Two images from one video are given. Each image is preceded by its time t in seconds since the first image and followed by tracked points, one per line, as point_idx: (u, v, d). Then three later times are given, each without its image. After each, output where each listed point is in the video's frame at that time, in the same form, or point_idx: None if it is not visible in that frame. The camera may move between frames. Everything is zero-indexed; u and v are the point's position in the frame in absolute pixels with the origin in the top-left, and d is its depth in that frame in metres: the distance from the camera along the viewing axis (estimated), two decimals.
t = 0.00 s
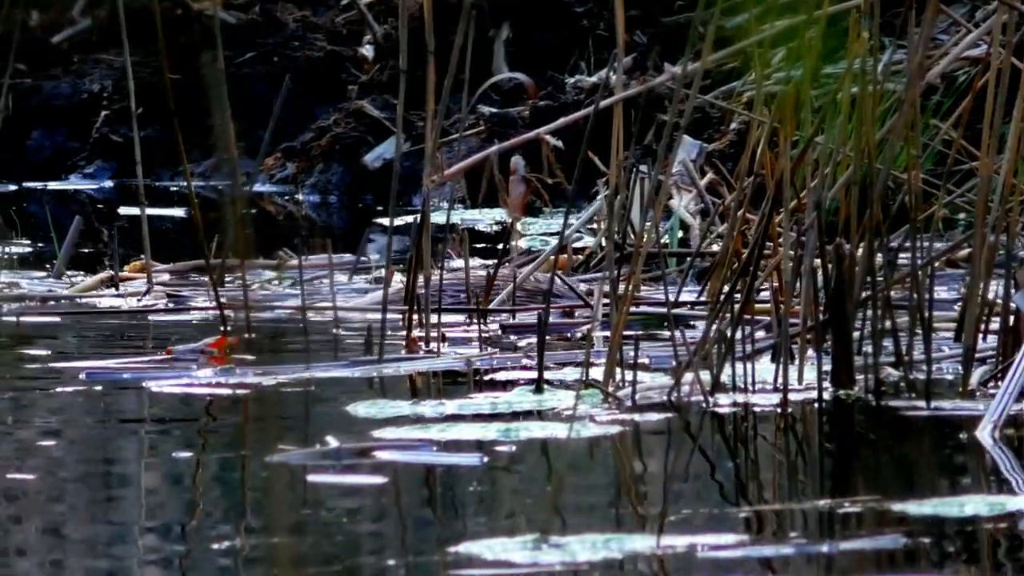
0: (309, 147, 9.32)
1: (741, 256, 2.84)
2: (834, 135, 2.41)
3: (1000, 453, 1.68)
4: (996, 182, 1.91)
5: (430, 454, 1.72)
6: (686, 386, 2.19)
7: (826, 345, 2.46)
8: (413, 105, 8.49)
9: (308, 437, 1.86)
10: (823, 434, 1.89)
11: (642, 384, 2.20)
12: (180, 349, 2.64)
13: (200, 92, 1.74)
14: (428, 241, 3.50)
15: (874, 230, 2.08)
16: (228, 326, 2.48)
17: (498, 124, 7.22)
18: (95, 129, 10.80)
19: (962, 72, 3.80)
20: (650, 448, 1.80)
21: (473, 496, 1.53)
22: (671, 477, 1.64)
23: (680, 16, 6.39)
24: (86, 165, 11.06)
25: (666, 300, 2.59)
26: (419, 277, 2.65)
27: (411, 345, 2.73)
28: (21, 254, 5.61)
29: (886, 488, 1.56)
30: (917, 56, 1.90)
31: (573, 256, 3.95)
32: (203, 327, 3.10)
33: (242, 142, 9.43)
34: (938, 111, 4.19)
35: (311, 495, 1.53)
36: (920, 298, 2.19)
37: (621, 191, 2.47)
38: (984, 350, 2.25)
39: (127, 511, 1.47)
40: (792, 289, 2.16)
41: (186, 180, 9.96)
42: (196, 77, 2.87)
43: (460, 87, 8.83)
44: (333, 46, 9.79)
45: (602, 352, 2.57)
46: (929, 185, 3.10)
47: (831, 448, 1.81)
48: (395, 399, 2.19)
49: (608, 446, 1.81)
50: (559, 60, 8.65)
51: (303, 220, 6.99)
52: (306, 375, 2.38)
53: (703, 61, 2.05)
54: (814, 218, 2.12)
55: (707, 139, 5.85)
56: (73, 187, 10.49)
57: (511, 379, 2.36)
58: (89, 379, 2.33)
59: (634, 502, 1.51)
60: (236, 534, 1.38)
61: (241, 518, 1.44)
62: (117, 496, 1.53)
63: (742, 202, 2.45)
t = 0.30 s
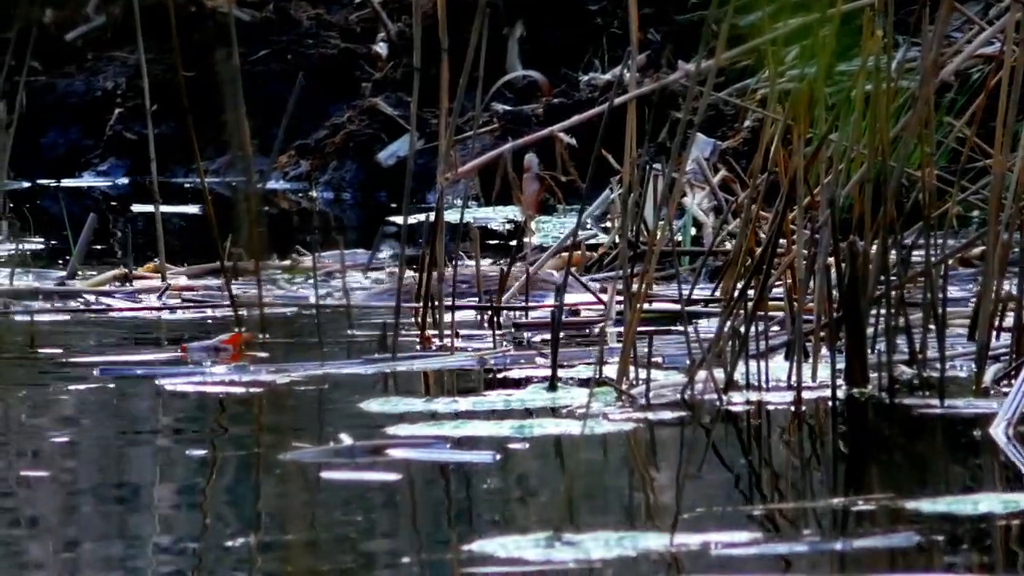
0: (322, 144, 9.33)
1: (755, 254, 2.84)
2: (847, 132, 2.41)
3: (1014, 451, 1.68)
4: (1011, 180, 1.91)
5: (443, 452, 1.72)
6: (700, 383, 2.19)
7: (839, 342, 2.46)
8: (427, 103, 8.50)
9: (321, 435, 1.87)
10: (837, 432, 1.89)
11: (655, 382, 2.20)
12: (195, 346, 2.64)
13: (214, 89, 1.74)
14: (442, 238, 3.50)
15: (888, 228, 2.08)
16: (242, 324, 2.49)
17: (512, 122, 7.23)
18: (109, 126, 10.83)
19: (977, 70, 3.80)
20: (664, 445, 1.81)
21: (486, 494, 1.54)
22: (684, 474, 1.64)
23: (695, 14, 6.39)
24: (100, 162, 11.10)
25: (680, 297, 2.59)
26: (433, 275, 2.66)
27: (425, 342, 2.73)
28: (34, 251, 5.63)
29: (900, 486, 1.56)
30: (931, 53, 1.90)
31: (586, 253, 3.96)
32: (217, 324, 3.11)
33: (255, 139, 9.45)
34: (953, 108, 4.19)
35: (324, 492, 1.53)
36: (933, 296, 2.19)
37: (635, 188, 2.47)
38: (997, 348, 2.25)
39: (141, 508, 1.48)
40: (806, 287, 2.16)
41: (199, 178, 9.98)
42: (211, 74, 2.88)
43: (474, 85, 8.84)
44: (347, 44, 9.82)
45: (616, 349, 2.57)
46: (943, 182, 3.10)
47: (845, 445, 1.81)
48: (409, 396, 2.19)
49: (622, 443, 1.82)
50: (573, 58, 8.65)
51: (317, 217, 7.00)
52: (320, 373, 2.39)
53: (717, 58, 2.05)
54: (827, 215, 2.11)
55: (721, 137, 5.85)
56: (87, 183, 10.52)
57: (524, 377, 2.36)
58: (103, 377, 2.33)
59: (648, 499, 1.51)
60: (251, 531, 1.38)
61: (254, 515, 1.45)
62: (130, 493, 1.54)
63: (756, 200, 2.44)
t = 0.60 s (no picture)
0: (335, 142, 9.35)
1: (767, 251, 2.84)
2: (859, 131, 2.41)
3: None
4: None
5: (455, 450, 1.73)
6: (712, 382, 2.19)
7: (851, 340, 2.46)
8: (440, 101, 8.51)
9: (333, 434, 1.88)
10: (849, 430, 1.89)
11: (667, 380, 2.20)
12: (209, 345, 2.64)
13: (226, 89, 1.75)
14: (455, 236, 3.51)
15: (900, 226, 2.08)
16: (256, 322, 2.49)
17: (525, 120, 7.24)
18: (122, 125, 10.85)
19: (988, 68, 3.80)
20: (676, 444, 1.81)
21: (498, 492, 1.54)
22: (696, 473, 1.65)
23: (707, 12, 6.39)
24: (112, 161, 11.11)
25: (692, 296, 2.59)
26: (445, 273, 2.67)
27: (437, 341, 2.74)
28: (47, 250, 5.65)
29: (912, 484, 1.56)
30: (943, 51, 1.90)
31: (598, 252, 3.96)
32: (229, 322, 3.12)
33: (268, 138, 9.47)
34: (965, 106, 4.19)
35: (336, 491, 1.54)
36: (946, 295, 2.19)
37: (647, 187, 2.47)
38: (1010, 346, 2.25)
39: (154, 507, 1.48)
40: (818, 285, 2.16)
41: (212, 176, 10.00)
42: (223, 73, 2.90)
43: (486, 83, 8.85)
44: (359, 42, 9.86)
45: (629, 348, 2.57)
46: (955, 180, 3.10)
47: (858, 444, 1.81)
48: (421, 394, 2.20)
49: (633, 442, 1.82)
50: (586, 56, 8.66)
51: (328, 216, 7.01)
52: (333, 371, 2.39)
53: (729, 57, 2.05)
54: (840, 214, 2.11)
55: (733, 135, 5.85)
56: (99, 182, 10.55)
57: (536, 375, 2.37)
58: (116, 375, 2.34)
59: (660, 498, 1.52)
60: (263, 531, 1.39)
61: (267, 514, 1.45)
62: (143, 493, 1.55)
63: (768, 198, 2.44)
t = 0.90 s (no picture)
0: (347, 142, 9.37)
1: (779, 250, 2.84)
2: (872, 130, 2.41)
3: None
4: None
5: (466, 450, 1.73)
6: (725, 381, 2.19)
7: (864, 340, 2.46)
8: (452, 100, 8.52)
9: (345, 433, 1.88)
10: (860, 429, 1.89)
11: (680, 380, 2.20)
12: (221, 345, 2.64)
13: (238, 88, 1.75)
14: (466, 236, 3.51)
15: (913, 225, 2.08)
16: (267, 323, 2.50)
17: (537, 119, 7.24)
18: (134, 124, 10.87)
19: (1001, 68, 3.79)
20: (688, 444, 1.81)
21: (511, 493, 1.54)
22: (709, 473, 1.65)
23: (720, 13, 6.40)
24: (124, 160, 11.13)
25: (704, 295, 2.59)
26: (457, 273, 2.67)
27: (449, 340, 2.74)
28: (59, 249, 5.66)
29: (925, 484, 1.56)
30: (956, 51, 1.90)
31: (610, 251, 3.96)
32: (241, 321, 3.12)
33: (280, 137, 9.48)
34: (979, 105, 4.19)
35: (345, 490, 1.55)
36: (958, 294, 2.18)
37: (659, 186, 2.47)
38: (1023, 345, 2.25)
39: (165, 507, 1.49)
40: (830, 284, 2.16)
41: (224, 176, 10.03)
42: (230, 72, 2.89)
43: (498, 83, 8.86)
44: (372, 41, 9.87)
45: (641, 347, 2.57)
46: (969, 180, 3.09)
47: (871, 443, 1.81)
48: (432, 394, 2.20)
49: (645, 441, 1.82)
50: (598, 55, 8.67)
51: (340, 215, 7.02)
52: (345, 370, 2.40)
53: (741, 56, 2.04)
54: (852, 213, 2.11)
55: (746, 135, 5.85)
56: (111, 182, 10.57)
57: (549, 375, 2.37)
58: (128, 374, 2.35)
59: (672, 498, 1.52)
60: (275, 530, 1.39)
61: (278, 514, 1.45)
62: (154, 492, 1.55)
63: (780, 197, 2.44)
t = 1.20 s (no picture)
0: (358, 143, 9.38)
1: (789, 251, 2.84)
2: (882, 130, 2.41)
3: None
4: None
5: (477, 450, 1.73)
6: (736, 382, 2.19)
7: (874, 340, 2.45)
8: (463, 101, 8.53)
9: (357, 433, 1.89)
10: (872, 430, 1.89)
11: (691, 380, 2.20)
12: (232, 345, 2.65)
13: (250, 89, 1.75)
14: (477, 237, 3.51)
15: (924, 226, 2.08)
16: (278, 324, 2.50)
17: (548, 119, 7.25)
18: (145, 125, 10.89)
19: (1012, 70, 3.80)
20: (699, 445, 1.81)
21: (523, 493, 1.54)
22: (720, 473, 1.65)
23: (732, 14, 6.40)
24: (135, 161, 11.16)
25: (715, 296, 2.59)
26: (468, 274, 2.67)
27: (460, 341, 2.75)
28: (71, 249, 5.68)
29: (936, 484, 1.56)
30: (967, 51, 1.90)
31: (621, 252, 3.96)
32: (253, 322, 3.13)
33: (291, 138, 9.50)
34: (991, 106, 4.19)
35: (357, 490, 1.55)
36: (970, 295, 2.18)
37: (669, 187, 2.47)
38: None
39: (177, 506, 1.50)
40: (841, 285, 2.16)
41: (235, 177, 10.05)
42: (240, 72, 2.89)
43: (510, 83, 8.88)
44: (383, 42, 9.90)
45: (652, 348, 2.57)
46: (980, 180, 3.10)
47: (882, 443, 1.81)
48: (443, 395, 2.20)
49: (656, 442, 1.82)
50: (609, 56, 8.71)
51: (351, 216, 7.04)
52: (356, 371, 2.40)
53: (752, 57, 2.04)
54: (864, 213, 2.11)
55: (757, 136, 5.85)
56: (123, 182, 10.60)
57: (560, 375, 2.38)
58: (140, 375, 2.36)
59: (683, 498, 1.52)
60: (287, 530, 1.40)
61: (290, 514, 1.46)
62: (166, 493, 1.55)
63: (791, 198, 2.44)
